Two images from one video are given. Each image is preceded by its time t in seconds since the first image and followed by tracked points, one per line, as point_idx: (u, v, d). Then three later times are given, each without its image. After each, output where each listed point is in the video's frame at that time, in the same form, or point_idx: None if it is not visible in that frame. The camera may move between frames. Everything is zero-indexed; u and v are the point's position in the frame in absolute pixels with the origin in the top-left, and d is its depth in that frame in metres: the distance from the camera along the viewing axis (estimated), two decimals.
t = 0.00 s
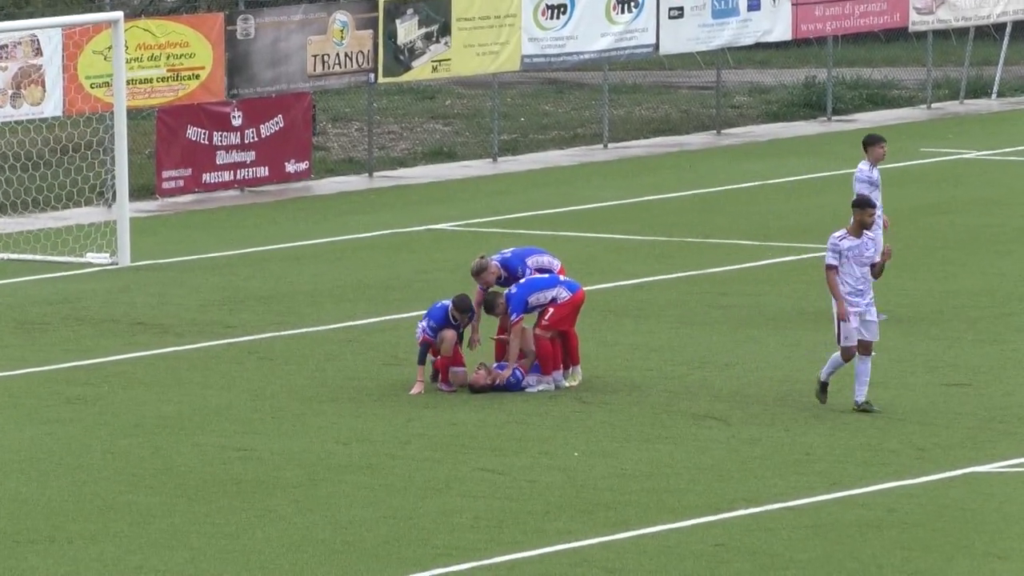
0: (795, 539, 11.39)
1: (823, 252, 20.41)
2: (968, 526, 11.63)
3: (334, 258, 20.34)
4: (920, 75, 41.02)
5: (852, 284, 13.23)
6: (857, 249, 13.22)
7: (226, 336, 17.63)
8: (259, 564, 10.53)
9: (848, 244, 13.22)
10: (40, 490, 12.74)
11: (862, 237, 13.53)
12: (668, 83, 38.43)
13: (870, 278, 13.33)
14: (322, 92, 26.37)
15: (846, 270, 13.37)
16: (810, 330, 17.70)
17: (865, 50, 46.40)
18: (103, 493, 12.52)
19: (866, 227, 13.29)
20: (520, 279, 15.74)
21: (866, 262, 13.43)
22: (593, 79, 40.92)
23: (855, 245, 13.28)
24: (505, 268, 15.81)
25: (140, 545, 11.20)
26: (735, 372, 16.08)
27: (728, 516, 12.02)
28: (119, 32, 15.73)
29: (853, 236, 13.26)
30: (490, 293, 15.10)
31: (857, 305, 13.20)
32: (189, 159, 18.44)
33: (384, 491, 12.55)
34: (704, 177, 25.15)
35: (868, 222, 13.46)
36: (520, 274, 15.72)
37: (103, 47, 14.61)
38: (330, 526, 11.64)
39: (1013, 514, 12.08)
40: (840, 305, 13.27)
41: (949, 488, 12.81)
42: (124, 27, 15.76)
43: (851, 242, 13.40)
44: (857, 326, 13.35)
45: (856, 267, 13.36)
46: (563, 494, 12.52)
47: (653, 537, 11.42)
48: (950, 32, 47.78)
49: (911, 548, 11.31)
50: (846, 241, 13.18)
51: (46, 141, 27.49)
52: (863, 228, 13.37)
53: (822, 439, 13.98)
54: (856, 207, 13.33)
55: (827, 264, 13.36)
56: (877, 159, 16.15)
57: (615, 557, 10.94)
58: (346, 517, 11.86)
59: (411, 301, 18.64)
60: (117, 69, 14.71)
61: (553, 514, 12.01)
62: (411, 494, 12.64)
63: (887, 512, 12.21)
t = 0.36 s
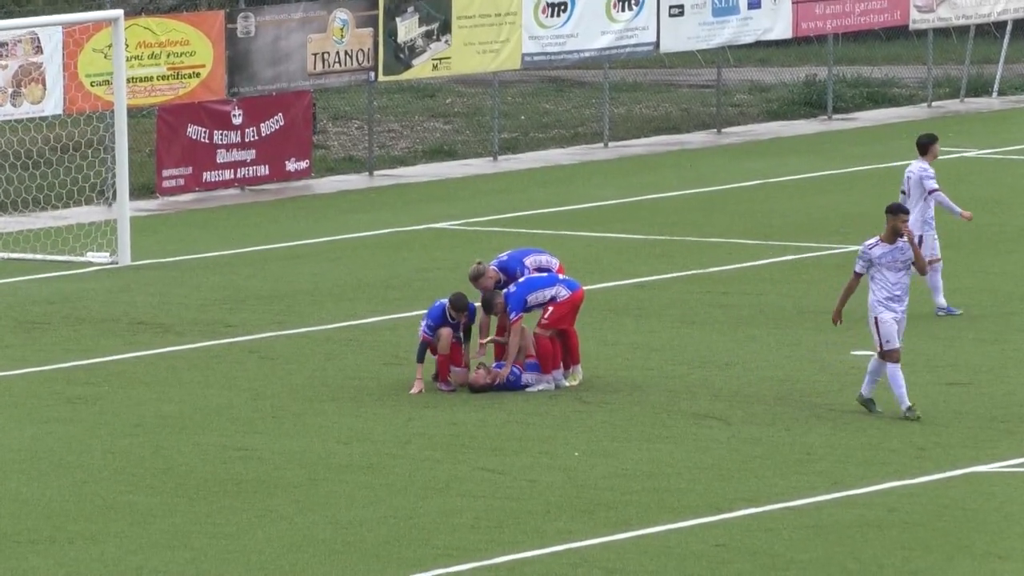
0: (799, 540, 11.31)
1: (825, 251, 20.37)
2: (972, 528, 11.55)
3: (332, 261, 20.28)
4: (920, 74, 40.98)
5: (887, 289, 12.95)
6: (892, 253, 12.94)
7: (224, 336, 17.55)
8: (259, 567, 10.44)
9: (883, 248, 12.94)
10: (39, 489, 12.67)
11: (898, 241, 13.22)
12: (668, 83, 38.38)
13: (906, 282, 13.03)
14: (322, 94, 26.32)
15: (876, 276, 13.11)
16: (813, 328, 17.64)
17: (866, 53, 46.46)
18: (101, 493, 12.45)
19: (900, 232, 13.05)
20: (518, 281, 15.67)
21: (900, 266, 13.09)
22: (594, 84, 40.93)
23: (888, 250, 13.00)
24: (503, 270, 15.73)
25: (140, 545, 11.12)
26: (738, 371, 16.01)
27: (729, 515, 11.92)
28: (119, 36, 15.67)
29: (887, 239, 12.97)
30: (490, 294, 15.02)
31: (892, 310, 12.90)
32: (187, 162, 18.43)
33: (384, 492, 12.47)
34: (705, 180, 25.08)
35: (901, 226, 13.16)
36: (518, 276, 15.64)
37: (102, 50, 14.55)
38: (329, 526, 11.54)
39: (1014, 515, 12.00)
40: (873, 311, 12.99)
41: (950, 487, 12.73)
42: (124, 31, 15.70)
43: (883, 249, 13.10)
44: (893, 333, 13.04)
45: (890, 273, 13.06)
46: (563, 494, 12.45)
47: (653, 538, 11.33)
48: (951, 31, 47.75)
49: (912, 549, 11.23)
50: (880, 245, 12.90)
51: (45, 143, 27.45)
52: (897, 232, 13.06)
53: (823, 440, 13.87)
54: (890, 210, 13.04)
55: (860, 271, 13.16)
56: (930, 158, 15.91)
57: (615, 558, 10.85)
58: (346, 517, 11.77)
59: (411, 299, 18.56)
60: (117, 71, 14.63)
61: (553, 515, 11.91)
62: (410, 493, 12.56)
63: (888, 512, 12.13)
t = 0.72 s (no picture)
0: (800, 545, 11.32)
1: (825, 256, 20.39)
2: (971, 533, 11.56)
3: (333, 266, 20.31)
4: (920, 79, 41.01)
5: (919, 295, 12.89)
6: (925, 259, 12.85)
7: (225, 342, 17.58)
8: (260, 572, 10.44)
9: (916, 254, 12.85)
10: (40, 494, 12.67)
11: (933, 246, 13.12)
12: (669, 89, 38.40)
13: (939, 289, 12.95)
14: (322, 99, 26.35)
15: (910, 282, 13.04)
16: (813, 333, 17.68)
17: (866, 57, 46.50)
18: (102, 499, 12.46)
19: (934, 237, 12.95)
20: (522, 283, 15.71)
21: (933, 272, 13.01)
22: (593, 89, 40.98)
23: (922, 256, 12.91)
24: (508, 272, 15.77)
25: (142, 551, 11.13)
26: (738, 377, 16.04)
27: (730, 520, 11.92)
28: (121, 41, 15.69)
29: (920, 246, 12.88)
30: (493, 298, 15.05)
31: (925, 316, 12.84)
32: (190, 168, 18.50)
33: (385, 497, 12.47)
34: (705, 185, 25.10)
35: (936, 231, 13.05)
36: (522, 278, 15.68)
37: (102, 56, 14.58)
38: (330, 532, 11.56)
39: (1014, 520, 12.02)
40: (905, 318, 12.93)
41: (950, 492, 12.75)
42: (125, 36, 15.71)
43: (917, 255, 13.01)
44: (925, 340, 12.98)
45: (924, 279, 12.98)
46: (565, 500, 12.46)
47: (654, 542, 11.35)
48: (951, 36, 47.78)
49: (913, 554, 11.25)
50: (914, 252, 12.81)
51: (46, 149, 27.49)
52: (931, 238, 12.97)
53: (823, 445, 13.89)
54: (925, 215, 12.94)
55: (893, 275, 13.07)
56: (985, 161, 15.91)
57: (616, 562, 10.84)
58: (347, 523, 11.78)
59: (411, 304, 18.60)
60: (118, 76, 14.64)
61: (554, 521, 11.92)
62: (411, 498, 12.58)
63: (889, 517, 12.14)
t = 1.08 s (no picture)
0: (798, 542, 11.29)
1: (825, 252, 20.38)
2: (970, 528, 11.53)
3: (332, 262, 20.28)
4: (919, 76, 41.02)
5: (955, 296, 12.76)
6: (962, 259, 12.71)
7: (223, 338, 17.56)
8: (257, 569, 10.40)
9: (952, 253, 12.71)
10: (38, 490, 12.65)
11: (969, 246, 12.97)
12: (669, 85, 38.33)
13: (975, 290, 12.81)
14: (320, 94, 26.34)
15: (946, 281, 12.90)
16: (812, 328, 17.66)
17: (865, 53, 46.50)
18: (100, 495, 12.44)
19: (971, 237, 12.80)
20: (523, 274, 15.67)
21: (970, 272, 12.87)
22: (592, 85, 40.98)
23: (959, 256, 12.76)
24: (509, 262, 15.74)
25: (140, 547, 11.10)
26: (736, 372, 16.02)
27: (729, 517, 11.88)
28: (117, 37, 15.66)
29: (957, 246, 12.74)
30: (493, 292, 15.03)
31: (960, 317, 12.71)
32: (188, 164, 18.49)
33: (383, 492, 12.44)
34: (704, 181, 25.07)
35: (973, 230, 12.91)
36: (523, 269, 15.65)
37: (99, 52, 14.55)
38: (327, 528, 11.53)
39: (1013, 515, 11.99)
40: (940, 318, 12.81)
41: (948, 488, 12.73)
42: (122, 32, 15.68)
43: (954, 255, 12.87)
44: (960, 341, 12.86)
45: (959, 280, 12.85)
46: (563, 496, 12.43)
47: (651, 539, 11.32)
48: (951, 32, 47.71)
49: (912, 550, 11.22)
50: (950, 252, 12.67)
51: (45, 145, 27.45)
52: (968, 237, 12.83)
53: (821, 440, 13.87)
54: (960, 215, 12.80)
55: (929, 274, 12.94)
56: None
57: (614, 558, 10.81)
58: (345, 519, 11.75)
59: (410, 299, 18.58)
60: (115, 72, 14.62)
61: (552, 517, 11.88)
62: (409, 494, 12.55)
63: (887, 513, 12.11)
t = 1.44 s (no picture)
0: (794, 540, 11.28)
1: (819, 252, 20.40)
2: (964, 526, 11.53)
3: (327, 261, 20.27)
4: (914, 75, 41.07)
5: (984, 304, 12.72)
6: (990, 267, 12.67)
7: (217, 338, 17.55)
8: (254, 567, 10.40)
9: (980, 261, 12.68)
10: (33, 490, 12.63)
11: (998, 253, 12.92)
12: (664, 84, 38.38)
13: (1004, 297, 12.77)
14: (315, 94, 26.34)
15: (974, 289, 12.86)
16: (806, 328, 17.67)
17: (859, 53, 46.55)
18: (95, 496, 12.41)
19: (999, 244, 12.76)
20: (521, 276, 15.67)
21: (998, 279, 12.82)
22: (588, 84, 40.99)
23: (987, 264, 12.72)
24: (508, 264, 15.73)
25: (135, 546, 11.09)
26: (729, 372, 16.03)
27: (723, 517, 11.88)
28: (114, 35, 15.65)
29: (985, 254, 12.70)
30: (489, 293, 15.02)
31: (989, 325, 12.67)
32: (182, 163, 18.50)
33: (378, 492, 12.43)
34: (700, 180, 25.07)
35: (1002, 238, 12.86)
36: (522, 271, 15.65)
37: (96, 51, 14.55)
38: (322, 528, 11.52)
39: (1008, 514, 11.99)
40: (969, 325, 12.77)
41: (943, 487, 12.73)
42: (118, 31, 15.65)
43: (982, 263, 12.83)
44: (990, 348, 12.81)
45: (988, 288, 12.80)
46: (557, 495, 12.44)
47: (647, 537, 11.31)
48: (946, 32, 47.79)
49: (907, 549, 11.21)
50: (978, 260, 12.64)
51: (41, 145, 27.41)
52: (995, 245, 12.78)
53: (815, 440, 13.88)
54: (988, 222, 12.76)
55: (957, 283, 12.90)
56: None
57: (610, 557, 10.80)
58: (339, 518, 11.74)
59: (404, 299, 18.59)
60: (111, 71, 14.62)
61: (546, 516, 11.88)
62: (403, 494, 12.55)
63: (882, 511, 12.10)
